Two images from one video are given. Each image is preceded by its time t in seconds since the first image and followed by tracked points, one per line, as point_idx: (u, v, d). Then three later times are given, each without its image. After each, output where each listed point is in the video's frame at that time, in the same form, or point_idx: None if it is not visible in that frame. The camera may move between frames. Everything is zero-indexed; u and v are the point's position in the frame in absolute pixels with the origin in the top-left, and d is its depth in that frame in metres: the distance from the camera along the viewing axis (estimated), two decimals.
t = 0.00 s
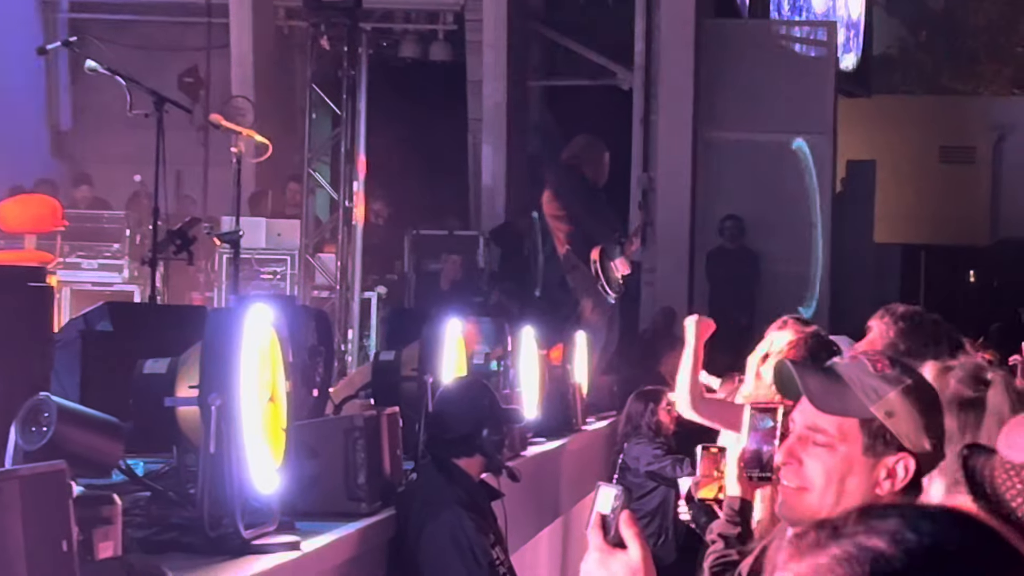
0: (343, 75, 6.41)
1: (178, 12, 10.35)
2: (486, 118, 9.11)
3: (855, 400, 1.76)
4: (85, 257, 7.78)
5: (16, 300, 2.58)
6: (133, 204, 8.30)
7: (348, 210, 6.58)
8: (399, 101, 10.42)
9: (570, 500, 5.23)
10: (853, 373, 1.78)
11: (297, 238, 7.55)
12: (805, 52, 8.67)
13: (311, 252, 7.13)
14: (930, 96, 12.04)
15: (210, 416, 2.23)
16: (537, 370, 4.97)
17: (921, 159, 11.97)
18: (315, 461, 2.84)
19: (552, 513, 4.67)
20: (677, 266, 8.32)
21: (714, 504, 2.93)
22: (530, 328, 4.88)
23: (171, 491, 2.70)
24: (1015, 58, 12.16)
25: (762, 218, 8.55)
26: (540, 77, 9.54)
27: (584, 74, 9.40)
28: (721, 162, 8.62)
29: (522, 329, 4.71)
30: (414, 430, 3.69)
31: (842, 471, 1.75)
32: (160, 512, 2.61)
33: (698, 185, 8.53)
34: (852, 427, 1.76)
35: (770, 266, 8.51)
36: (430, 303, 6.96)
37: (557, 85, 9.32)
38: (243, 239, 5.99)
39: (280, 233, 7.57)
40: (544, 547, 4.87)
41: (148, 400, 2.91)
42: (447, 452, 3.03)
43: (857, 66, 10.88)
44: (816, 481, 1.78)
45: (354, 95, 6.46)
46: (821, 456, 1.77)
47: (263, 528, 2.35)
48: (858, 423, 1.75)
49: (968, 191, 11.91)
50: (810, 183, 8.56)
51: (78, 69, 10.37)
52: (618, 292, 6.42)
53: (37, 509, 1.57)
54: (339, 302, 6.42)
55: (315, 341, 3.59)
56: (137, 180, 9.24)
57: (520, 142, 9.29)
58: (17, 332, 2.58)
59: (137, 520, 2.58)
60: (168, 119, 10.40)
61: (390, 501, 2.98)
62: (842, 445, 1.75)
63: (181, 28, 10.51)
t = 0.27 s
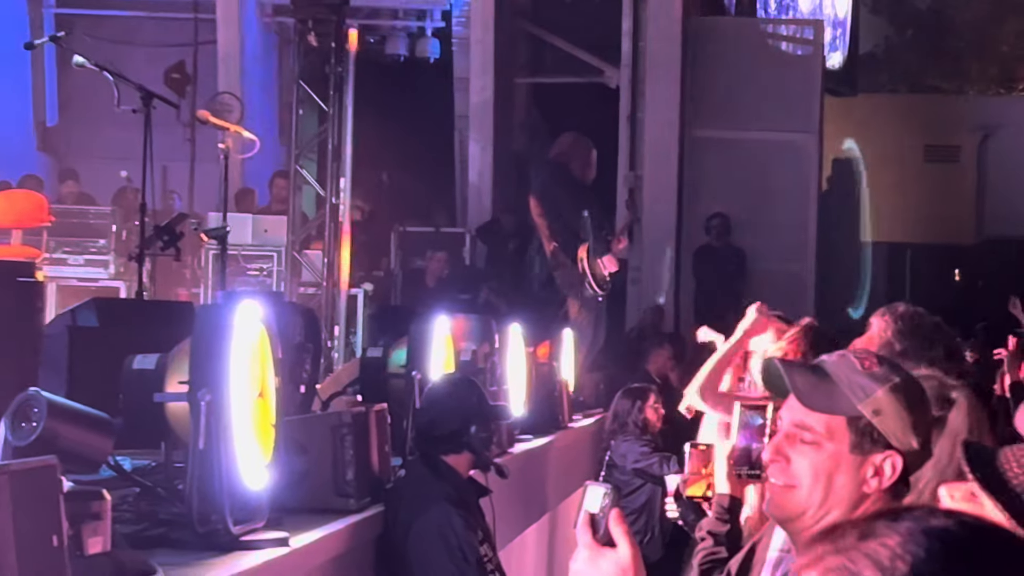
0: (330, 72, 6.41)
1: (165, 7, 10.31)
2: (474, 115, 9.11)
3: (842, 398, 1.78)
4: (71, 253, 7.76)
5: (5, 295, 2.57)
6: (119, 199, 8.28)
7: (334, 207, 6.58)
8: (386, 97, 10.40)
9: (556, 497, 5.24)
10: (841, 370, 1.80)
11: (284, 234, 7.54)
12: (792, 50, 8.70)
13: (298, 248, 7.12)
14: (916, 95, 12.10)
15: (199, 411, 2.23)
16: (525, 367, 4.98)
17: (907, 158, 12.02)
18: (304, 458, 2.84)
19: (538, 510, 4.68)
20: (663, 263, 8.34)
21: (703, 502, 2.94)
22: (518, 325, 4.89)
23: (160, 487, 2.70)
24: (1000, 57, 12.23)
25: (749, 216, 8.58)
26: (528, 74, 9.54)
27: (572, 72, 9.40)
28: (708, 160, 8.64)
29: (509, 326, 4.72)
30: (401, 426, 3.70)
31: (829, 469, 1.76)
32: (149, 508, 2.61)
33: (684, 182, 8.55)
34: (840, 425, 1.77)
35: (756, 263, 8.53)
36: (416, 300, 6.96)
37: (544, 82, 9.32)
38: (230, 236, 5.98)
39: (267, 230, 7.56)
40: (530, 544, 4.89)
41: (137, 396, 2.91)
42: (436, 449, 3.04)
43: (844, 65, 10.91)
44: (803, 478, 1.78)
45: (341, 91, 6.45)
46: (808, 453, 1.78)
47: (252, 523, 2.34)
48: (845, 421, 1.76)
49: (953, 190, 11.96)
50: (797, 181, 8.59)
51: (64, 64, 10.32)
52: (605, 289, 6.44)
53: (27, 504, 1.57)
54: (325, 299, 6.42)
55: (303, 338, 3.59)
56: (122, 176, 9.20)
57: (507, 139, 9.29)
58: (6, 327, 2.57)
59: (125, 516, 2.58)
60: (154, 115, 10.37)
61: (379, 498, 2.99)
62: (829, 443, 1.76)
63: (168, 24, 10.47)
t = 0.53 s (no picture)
0: (318, 67, 6.41)
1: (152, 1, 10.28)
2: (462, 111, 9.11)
3: (830, 398, 1.78)
4: (58, 247, 7.74)
5: None
6: (105, 194, 8.26)
7: (321, 202, 6.58)
8: (374, 94, 10.39)
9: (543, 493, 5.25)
10: (829, 369, 1.79)
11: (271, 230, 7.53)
12: (779, 48, 8.72)
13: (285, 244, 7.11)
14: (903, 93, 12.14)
15: (188, 406, 2.23)
16: (512, 364, 4.98)
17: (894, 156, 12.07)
18: (293, 454, 2.84)
19: (525, 507, 4.69)
20: (651, 260, 8.36)
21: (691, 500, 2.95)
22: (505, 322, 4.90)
23: (148, 483, 2.70)
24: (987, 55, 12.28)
25: (736, 214, 8.60)
26: (516, 70, 9.54)
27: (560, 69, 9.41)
28: (696, 157, 8.66)
29: (497, 323, 4.73)
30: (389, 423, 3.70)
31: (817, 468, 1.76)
32: (137, 504, 2.61)
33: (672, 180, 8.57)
34: (828, 424, 1.78)
35: (743, 260, 8.55)
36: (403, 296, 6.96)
37: (532, 79, 9.33)
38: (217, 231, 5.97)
39: (254, 225, 7.55)
40: (518, 540, 4.90)
41: (126, 390, 2.90)
42: (424, 445, 3.04)
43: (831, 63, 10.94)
44: (791, 477, 1.79)
45: (329, 87, 6.44)
46: (796, 452, 1.78)
47: (240, 519, 2.33)
48: (832, 420, 1.77)
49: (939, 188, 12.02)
50: (784, 178, 8.61)
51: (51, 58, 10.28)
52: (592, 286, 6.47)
53: (17, 498, 1.56)
54: (312, 294, 6.42)
55: (291, 334, 3.59)
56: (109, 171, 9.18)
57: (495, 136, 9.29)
58: None
59: (114, 511, 2.57)
60: (141, 110, 10.34)
61: (367, 494, 2.99)
62: (817, 442, 1.77)
63: (155, 18, 10.44)
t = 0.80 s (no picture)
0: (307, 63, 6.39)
1: None
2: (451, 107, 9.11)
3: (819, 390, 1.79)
4: (46, 242, 7.73)
5: None
6: (94, 189, 8.24)
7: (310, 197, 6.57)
8: (363, 89, 10.37)
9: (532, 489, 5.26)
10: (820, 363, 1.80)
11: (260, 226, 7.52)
12: (769, 45, 8.73)
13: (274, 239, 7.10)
14: (892, 90, 12.17)
15: (176, 402, 2.23)
16: (501, 359, 4.99)
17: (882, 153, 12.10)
18: (282, 449, 2.84)
19: (514, 502, 4.70)
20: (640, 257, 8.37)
21: (678, 497, 2.95)
22: (494, 318, 4.91)
23: (136, 478, 2.69)
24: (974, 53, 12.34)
25: (726, 210, 8.61)
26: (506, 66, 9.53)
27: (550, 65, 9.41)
28: (685, 154, 8.67)
29: (486, 319, 4.74)
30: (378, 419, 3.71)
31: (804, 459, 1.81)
32: (125, 499, 2.60)
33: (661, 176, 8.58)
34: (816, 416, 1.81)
35: (732, 257, 8.56)
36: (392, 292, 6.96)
37: (522, 75, 9.32)
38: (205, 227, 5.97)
39: (242, 221, 7.54)
40: (505, 536, 4.91)
41: (114, 386, 2.89)
42: (413, 441, 3.05)
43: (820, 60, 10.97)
44: (778, 465, 1.83)
45: (318, 83, 6.43)
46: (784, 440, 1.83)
47: (228, 514, 2.33)
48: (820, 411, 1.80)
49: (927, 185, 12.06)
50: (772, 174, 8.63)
51: (40, 53, 10.25)
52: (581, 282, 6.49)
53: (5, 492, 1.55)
54: (301, 290, 6.41)
55: (280, 329, 3.59)
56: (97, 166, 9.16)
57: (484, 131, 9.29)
58: None
59: (101, 507, 2.57)
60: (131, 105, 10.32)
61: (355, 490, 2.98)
62: (805, 433, 1.81)
63: (144, 13, 10.41)
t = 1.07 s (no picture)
0: (297, 57, 6.38)
1: None
2: (441, 101, 9.09)
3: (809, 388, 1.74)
4: (35, 236, 7.69)
5: None
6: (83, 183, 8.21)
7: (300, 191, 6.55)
8: (353, 83, 10.35)
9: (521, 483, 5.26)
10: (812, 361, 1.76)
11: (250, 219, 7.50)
12: (759, 39, 8.74)
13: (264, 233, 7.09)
14: (881, 86, 12.19)
15: (166, 396, 2.23)
16: (491, 353, 4.99)
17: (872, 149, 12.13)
18: (270, 442, 2.82)
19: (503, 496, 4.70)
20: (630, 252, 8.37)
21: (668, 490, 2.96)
22: (484, 312, 4.91)
23: (126, 472, 2.69)
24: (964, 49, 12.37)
25: (715, 205, 8.62)
26: (496, 60, 9.52)
27: (540, 59, 9.40)
28: (675, 148, 8.67)
29: (476, 313, 4.74)
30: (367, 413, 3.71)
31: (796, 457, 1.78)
32: (115, 492, 2.60)
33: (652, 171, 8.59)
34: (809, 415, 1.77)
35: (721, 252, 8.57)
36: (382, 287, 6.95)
37: (512, 68, 9.31)
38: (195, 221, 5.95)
39: (232, 214, 7.52)
40: (495, 530, 4.91)
41: (105, 379, 2.89)
42: (403, 436, 3.06)
43: (810, 56, 10.97)
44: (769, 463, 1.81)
45: (309, 76, 6.41)
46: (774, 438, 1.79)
47: (218, 508, 2.33)
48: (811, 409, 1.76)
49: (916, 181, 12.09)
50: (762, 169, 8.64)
51: (28, 45, 10.20)
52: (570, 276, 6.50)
53: None
54: (291, 284, 6.40)
55: (269, 324, 3.58)
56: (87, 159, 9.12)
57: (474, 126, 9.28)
58: None
59: (91, 500, 2.57)
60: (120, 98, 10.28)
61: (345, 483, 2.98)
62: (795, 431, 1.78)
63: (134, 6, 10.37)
